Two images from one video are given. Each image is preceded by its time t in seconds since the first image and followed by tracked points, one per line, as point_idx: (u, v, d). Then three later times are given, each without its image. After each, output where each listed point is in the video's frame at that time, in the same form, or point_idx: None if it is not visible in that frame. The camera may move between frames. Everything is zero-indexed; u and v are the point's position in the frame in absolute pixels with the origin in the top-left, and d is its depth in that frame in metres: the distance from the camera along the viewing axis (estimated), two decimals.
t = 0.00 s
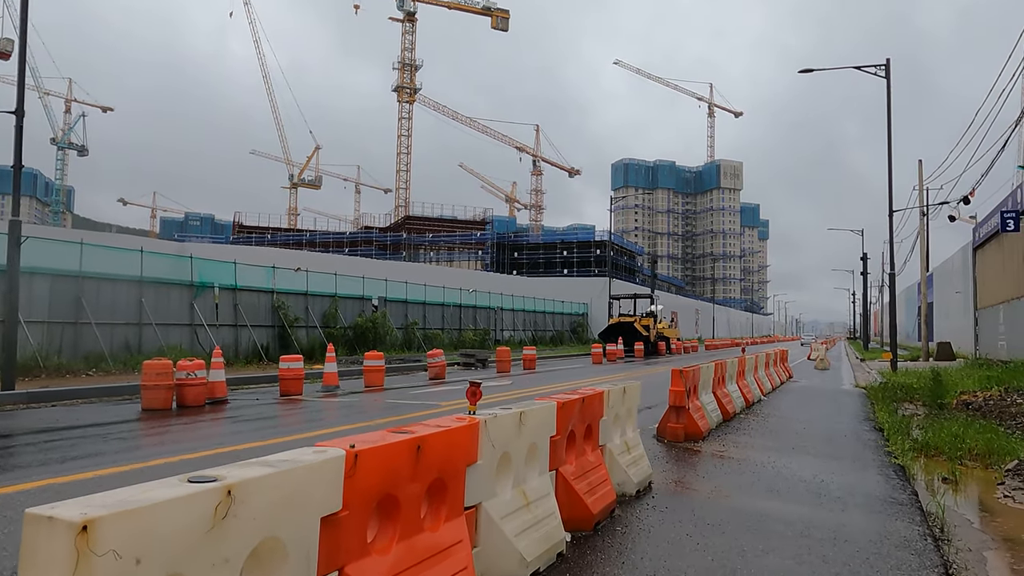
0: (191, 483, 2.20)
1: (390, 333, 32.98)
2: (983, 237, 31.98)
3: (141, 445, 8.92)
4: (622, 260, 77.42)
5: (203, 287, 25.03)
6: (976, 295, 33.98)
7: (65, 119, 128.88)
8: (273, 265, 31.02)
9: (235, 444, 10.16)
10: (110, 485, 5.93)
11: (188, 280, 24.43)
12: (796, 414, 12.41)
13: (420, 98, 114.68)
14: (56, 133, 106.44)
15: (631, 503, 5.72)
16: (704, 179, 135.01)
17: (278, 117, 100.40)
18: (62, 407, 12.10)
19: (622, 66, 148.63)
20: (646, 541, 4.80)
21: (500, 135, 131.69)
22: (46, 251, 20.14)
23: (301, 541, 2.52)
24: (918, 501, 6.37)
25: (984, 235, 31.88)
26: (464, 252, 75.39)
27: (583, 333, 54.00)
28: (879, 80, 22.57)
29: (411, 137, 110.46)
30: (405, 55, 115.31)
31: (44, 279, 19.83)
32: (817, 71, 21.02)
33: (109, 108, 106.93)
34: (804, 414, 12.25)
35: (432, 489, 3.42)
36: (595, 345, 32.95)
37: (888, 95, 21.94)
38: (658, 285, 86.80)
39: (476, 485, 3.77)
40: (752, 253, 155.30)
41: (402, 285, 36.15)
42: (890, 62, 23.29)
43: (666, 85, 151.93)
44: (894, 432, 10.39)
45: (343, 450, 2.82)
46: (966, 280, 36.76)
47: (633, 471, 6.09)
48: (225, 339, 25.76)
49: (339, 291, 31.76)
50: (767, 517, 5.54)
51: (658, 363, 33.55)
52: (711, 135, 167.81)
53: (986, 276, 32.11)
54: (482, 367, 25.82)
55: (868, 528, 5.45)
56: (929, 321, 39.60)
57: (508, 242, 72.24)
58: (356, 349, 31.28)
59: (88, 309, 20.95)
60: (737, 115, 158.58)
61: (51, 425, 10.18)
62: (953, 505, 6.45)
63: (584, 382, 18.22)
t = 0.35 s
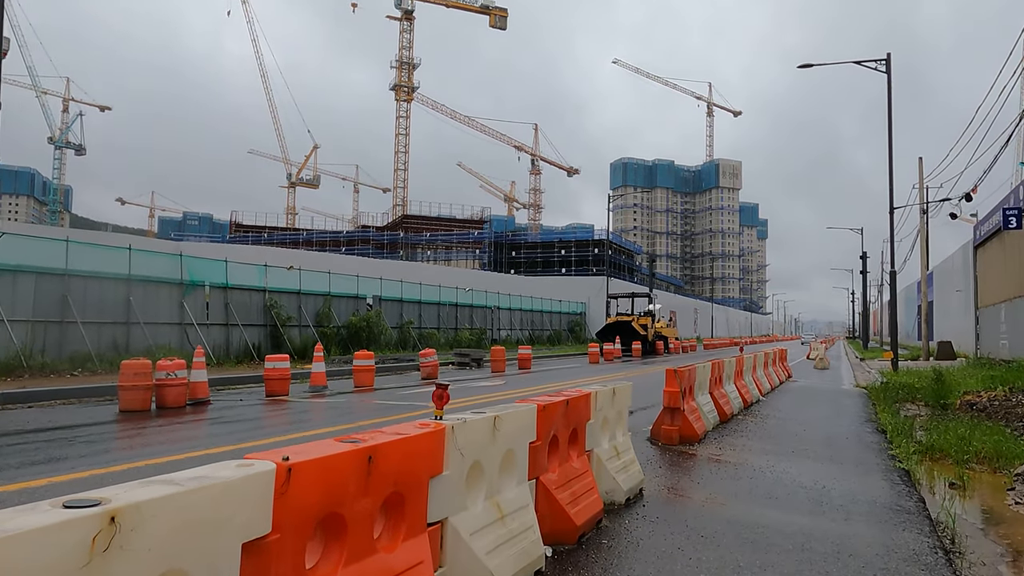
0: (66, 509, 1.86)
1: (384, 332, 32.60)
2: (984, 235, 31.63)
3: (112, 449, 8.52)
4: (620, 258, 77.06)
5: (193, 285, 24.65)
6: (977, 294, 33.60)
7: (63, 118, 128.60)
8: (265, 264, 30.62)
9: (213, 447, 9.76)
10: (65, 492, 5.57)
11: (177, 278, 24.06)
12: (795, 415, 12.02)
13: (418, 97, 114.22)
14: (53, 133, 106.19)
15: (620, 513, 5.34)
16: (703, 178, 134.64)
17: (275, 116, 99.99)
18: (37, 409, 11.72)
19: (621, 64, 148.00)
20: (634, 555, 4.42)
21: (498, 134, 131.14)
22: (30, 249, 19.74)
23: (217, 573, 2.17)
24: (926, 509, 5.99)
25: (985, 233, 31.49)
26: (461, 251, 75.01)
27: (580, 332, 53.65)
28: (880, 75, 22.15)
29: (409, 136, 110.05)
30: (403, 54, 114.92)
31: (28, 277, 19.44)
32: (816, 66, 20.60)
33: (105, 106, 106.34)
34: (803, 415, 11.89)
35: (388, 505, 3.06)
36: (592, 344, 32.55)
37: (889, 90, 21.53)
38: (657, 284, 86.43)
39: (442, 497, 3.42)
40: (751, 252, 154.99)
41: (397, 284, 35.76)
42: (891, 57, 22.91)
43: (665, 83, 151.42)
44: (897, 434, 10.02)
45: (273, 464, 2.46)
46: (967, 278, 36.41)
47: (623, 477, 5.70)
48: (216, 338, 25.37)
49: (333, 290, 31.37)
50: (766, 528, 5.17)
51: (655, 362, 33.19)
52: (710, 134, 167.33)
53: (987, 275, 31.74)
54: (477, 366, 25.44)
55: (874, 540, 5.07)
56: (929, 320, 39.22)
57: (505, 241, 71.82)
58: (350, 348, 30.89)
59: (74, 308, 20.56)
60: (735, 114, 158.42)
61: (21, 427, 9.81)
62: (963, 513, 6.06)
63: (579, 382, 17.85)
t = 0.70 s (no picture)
0: None
1: (380, 330, 32.22)
2: (987, 232, 31.22)
3: (81, 455, 8.13)
4: (620, 256, 76.68)
5: (183, 283, 24.27)
6: (979, 291, 33.18)
7: (61, 115, 128.22)
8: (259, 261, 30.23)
9: (189, 451, 9.38)
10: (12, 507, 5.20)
11: (168, 276, 23.68)
12: (796, 416, 11.64)
13: (417, 94, 113.76)
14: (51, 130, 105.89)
15: (606, 529, 4.96)
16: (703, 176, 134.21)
17: (273, 113, 99.55)
18: (11, 411, 11.35)
19: (622, 61, 147.55)
20: None
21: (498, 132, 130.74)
22: (15, 246, 19.35)
23: None
24: (936, 523, 5.59)
25: (989, 230, 31.07)
26: (460, 248, 74.67)
27: (579, 330, 53.27)
28: (883, 69, 21.73)
29: (408, 134, 109.66)
30: (403, 50, 114.42)
31: (14, 274, 19.06)
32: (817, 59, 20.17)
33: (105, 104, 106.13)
34: (805, 418, 11.51)
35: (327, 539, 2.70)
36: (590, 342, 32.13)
37: (892, 84, 21.11)
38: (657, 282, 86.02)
39: (396, 526, 3.07)
40: (751, 250, 154.61)
41: (394, 282, 35.35)
42: (894, 50, 22.48)
43: (666, 81, 151.00)
44: (902, 438, 9.63)
45: (170, 499, 2.08)
46: (969, 276, 36.01)
47: (611, 490, 5.32)
48: (207, 337, 24.99)
49: (327, 288, 30.98)
50: (764, 547, 4.77)
51: (654, 361, 32.82)
52: (710, 132, 166.97)
53: (990, 272, 31.35)
54: (473, 366, 25.06)
55: (882, 561, 4.68)
56: (931, 318, 38.79)
57: (504, 238, 71.36)
58: (345, 346, 30.50)
59: (61, 307, 20.17)
60: (736, 112, 158.27)
61: None
62: (977, 527, 5.65)
63: (574, 382, 17.46)
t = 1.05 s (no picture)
0: None
1: (377, 330, 31.83)
2: (993, 230, 30.80)
3: (52, 458, 7.74)
4: (621, 256, 76.27)
5: (177, 282, 23.91)
6: (985, 291, 32.74)
7: (64, 115, 128.25)
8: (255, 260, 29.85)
9: (169, 454, 8.98)
10: None
11: (161, 275, 23.33)
12: (802, 418, 11.22)
13: (418, 93, 113.42)
14: (53, 130, 105.98)
15: (601, 543, 4.55)
16: (705, 176, 133.77)
17: (274, 113, 99.30)
18: None
19: (624, 61, 147.49)
20: None
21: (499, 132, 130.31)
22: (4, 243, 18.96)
23: None
24: (957, 533, 5.19)
25: (995, 229, 30.63)
26: (460, 248, 74.30)
27: (580, 331, 52.86)
28: (889, 64, 21.30)
29: (409, 134, 109.27)
30: (404, 50, 114.19)
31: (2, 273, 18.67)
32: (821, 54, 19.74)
33: (105, 103, 105.81)
34: (811, 420, 11.11)
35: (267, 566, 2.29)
36: (591, 343, 31.69)
37: (898, 80, 20.69)
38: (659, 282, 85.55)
39: (355, 548, 2.64)
40: (753, 251, 154.08)
41: (392, 282, 34.94)
42: (899, 45, 22.06)
43: (668, 81, 150.65)
44: (913, 441, 9.23)
45: (46, 525, 1.68)
46: (975, 276, 35.57)
47: (606, 500, 4.92)
48: (201, 336, 24.62)
49: (324, 287, 30.60)
50: (771, 562, 4.38)
51: (655, 362, 32.42)
52: (713, 132, 166.42)
53: (996, 272, 30.92)
54: (471, 366, 24.67)
55: None
56: (935, 319, 38.34)
57: (505, 238, 70.99)
58: (341, 347, 30.11)
59: (51, 306, 19.78)
60: (738, 112, 157.87)
61: None
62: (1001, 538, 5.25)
63: (573, 383, 17.06)
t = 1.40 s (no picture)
0: None
1: (377, 327, 31.50)
2: (1002, 225, 30.32)
3: (20, 464, 7.38)
4: (625, 252, 75.78)
5: (172, 279, 23.59)
6: (993, 287, 32.23)
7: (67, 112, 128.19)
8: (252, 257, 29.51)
9: (150, 456, 8.62)
10: None
11: (156, 272, 23.00)
12: (808, 419, 10.81)
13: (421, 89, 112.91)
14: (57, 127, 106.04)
15: (589, 564, 4.17)
16: (710, 171, 133.07)
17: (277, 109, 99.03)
18: None
19: (628, 56, 146.72)
20: None
21: (502, 128, 129.73)
22: None
23: None
24: (979, 550, 4.78)
25: (1004, 224, 30.12)
26: (463, 244, 73.88)
27: (583, 327, 52.46)
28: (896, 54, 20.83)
29: (411, 130, 108.83)
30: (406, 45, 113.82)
31: None
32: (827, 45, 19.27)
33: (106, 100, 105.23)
34: (816, 421, 10.72)
35: None
36: (593, 340, 31.27)
37: (905, 71, 20.24)
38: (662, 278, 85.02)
39: None
40: (757, 246, 153.36)
41: (392, 278, 34.59)
42: (907, 35, 21.59)
43: (672, 76, 149.89)
44: (925, 443, 8.84)
45: None
46: (983, 271, 35.10)
47: (597, 515, 4.55)
48: (197, 333, 24.30)
49: (323, 284, 30.25)
50: None
51: (659, 359, 31.99)
52: (717, 127, 165.56)
53: (1005, 267, 30.42)
54: (471, 363, 24.29)
55: None
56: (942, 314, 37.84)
57: (508, 234, 70.58)
58: (340, 344, 29.76)
59: (42, 303, 19.47)
60: (742, 107, 157.37)
61: None
62: None
63: (573, 382, 16.68)
